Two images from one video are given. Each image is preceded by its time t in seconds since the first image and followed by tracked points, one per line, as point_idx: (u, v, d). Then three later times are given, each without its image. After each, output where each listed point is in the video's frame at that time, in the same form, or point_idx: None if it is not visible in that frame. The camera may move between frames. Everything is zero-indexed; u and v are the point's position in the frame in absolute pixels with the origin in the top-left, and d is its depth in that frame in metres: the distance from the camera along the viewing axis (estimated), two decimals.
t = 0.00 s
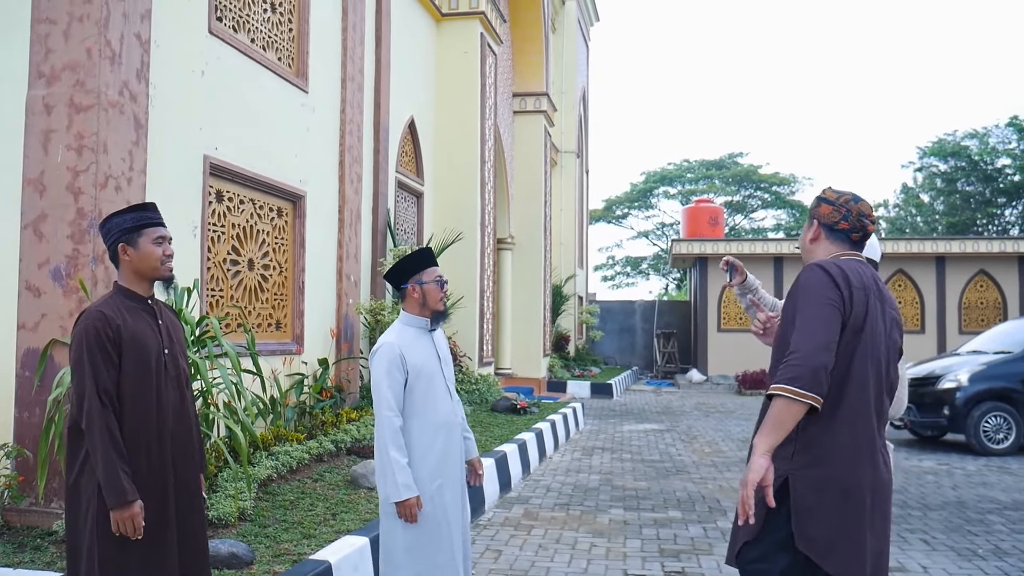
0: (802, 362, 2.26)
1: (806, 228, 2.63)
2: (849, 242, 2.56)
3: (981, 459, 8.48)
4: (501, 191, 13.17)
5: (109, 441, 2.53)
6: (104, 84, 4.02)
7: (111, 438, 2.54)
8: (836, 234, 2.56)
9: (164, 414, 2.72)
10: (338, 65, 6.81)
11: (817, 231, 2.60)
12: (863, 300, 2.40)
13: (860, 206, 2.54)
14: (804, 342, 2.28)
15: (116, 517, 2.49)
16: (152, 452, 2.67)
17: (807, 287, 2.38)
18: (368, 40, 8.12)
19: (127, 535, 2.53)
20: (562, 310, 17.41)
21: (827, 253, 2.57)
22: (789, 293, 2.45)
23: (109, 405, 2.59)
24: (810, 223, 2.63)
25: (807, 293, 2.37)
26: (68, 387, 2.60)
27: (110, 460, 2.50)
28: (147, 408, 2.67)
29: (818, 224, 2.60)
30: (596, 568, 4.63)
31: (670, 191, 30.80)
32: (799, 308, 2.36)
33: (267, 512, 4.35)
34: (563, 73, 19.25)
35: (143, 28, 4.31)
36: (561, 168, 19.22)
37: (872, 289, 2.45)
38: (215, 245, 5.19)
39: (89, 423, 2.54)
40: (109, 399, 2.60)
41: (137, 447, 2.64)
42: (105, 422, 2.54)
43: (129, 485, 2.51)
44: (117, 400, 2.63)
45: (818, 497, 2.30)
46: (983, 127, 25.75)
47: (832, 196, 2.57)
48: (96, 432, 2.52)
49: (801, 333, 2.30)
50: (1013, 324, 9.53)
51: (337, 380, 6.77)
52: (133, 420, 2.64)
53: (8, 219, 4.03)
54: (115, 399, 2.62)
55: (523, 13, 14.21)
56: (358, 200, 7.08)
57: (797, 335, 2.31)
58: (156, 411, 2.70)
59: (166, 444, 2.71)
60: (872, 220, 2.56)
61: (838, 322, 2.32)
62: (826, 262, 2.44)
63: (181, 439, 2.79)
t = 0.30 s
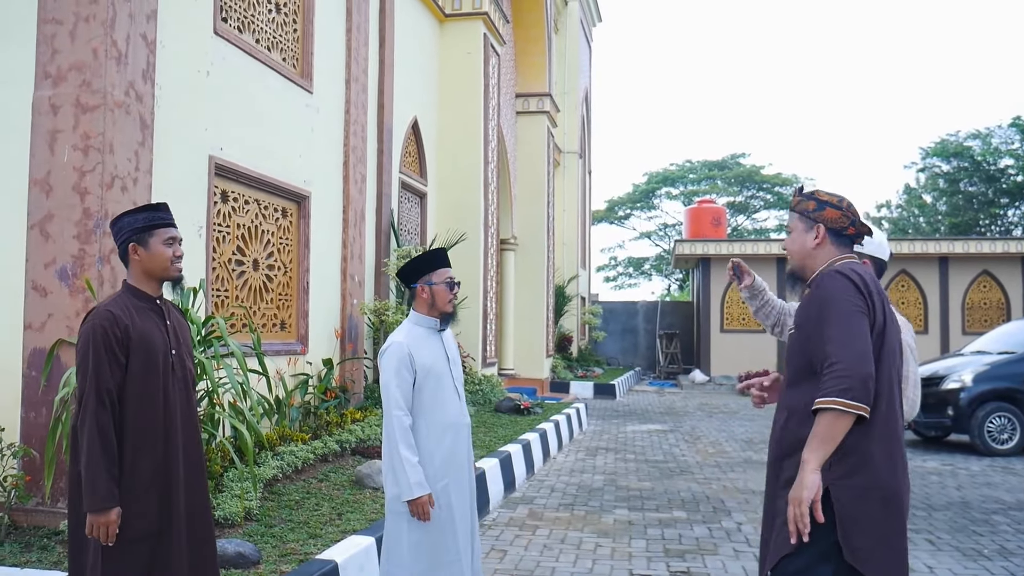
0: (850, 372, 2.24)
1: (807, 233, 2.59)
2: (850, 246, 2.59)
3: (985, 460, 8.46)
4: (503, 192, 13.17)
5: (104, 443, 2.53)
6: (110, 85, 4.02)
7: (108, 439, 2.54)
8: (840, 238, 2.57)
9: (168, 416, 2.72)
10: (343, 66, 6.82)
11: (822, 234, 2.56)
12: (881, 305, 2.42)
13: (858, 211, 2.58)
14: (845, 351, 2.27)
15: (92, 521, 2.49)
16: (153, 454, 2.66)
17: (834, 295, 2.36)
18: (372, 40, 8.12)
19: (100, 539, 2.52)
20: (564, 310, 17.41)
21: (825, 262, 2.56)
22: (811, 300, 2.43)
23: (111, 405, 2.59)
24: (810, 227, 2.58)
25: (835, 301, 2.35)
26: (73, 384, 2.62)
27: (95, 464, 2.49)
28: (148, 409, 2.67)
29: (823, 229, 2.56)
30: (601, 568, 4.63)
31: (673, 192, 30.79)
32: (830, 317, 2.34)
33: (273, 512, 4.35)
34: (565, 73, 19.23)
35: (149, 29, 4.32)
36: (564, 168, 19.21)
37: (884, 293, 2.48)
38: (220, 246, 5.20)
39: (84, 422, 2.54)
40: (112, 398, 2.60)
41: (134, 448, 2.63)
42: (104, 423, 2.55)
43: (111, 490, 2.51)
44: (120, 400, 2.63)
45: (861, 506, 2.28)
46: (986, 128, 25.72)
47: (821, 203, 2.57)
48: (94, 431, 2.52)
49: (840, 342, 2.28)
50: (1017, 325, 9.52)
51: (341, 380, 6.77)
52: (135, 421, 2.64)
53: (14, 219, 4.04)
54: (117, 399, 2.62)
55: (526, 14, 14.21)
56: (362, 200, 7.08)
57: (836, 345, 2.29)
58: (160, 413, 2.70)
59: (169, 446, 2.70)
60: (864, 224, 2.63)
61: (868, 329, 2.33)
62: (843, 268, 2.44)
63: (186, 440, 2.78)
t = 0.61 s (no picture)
0: (943, 394, 2.16)
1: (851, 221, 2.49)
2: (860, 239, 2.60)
3: (989, 460, 8.45)
4: (505, 193, 13.17)
5: (119, 442, 2.54)
6: (114, 86, 4.03)
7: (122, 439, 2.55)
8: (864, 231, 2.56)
9: (177, 417, 2.72)
10: (346, 68, 6.82)
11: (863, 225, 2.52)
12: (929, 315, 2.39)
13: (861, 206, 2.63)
14: (935, 369, 2.19)
15: (118, 520, 2.51)
16: (162, 455, 2.67)
17: (909, 304, 2.27)
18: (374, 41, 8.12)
19: (127, 538, 2.54)
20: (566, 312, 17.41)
21: (863, 253, 2.50)
22: (875, 303, 2.31)
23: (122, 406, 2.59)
24: (856, 216, 2.49)
25: (910, 311, 2.26)
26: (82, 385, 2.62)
27: (116, 463, 2.51)
28: (156, 411, 2.67)
29: (864, 220, 2.51)
30: (605, 569, 4.62)
31: (674, 193, 30.78)
32: (908, 327, 2.24)
33: (277, 512, 4.36)
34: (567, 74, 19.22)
35: (153, 30, 4.32)
36: (565, 170, 19.22)
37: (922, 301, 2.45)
38: (224, 247, 5.21)
39: (99, 423, 2.55)
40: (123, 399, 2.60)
41: (146, 449, 2.64)
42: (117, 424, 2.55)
43: (133, 488, 2.52)
44: (130, 400, 2.64)
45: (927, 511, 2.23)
46: (988, 128, 25.70)
47: (862, 194, 2.50)
48: (108, 432, 2.53)
49: (924, 356, 2.20)
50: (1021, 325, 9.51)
51: (345, 381, 6.77)
52: (145, 422, 2.64)
53: (19, 221, 4.05)
54: (128, 399, 2.63)
55: (527, 15, 14.21)
56: (365, 201, 7.08)
57: (920, 359, 2.20)
58: (169, 414, 2.70)
59: (178, 447, 2.71)
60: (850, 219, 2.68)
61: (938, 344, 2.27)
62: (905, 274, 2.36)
63: (192, 440, 2.78)
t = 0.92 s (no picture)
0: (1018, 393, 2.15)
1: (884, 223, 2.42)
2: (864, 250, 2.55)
3: (964, 461, 8.59)
4: (488, 196, 13.20)
5: (113, 444, 2.55)
6: (98, 89, 4.03)
7: (115, 441, 2.56)
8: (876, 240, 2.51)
9: (165, 419, 2.75)
10: (329, 71, 6.84)
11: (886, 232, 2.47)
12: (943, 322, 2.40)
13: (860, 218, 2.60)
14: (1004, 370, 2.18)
15: (119, 519, 2.53)
16: (151, 457, 2.68)
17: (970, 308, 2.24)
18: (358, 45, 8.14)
19: (129, 537, 2.56)
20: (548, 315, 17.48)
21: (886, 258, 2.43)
22: (937, 306, 2.23)
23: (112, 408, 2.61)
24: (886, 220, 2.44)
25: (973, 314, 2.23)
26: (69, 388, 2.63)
27: (113, 463, 2.53)
28: (145, 413, 2.69)
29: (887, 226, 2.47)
30: (586, 569, 4.67)
31: (656, 196, 30.94)
32: (977, 329, 2.20)
33: (260, 515, 4.37)
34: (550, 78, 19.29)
35: (137, 34, 4.33)
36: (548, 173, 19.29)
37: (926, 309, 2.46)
38: (207, 250, 5.21)
39: (91, 425, 2.56)
40: (111, 402, 2.62)
41: (135, 451, 2.65)
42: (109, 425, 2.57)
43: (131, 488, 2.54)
44: (119, 402, 2.65)
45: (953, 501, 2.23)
46: (964, 133, 26.07)
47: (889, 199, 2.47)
48: (99, 433, 2.54)
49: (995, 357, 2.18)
50: (996, 328, 9.65)
51: (327, 385, 6.78)
52: (134, 424, 2.66)
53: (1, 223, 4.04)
54: (117, 401, 2.64)
55: (510, 19, 14.25)
56: (348, 205, 7.10)
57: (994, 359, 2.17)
58: (157, 416, 2.72)
59: (166, 448, 2.73)
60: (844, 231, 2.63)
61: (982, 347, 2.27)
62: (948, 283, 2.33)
63: (180, 442, 2.80)
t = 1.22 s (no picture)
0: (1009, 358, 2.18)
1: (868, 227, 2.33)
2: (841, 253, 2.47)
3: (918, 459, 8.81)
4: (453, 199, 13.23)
5: (65, 446, 2.55)
6: (59, 90, 4.01)
7: (68, 444, 2.56)
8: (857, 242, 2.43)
9: (125, 422, 2.74)
10: (294, 73, 6.84)
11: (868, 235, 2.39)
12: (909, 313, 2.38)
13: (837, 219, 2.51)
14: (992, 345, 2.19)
15: (62, 524, 2.52)
16: (108, 460, 2.68)
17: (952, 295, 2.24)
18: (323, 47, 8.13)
19: (71, 543, 2.56)
20: (513, 318, 17.54)
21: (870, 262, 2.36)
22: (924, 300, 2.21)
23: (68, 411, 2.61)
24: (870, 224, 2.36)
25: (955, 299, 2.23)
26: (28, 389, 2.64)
27: (62, 467, 2.52)
28: (103, 416, 2.69)
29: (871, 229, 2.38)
30: (549, 569, 4.74)
31: (621, 200, 31.18)
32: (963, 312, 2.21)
33: (223, 518, 4.37)
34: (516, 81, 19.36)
35: (100, 35, 4.31)
36: (513, 176, 19.36)
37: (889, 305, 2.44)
38: (170, 253, 5.19)
39: (45, 428, 2.57)
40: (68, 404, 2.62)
41: (91, 454, 2.65)
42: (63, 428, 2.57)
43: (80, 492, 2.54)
44: (76, 405, 2.66)
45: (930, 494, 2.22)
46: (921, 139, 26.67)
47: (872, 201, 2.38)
48: (52, 436, 2.55)
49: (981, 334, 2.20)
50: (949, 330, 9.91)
51: (291, 387, 6.77)
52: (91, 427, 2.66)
53: None
54: (75, 404, 2.65)
55: (476, 22, 14.28)
56: (312, 207, 7.10)
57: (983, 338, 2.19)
58: (116, 419, 2.72)
59: (125, 452, 2.73)
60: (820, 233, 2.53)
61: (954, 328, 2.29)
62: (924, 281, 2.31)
63: (140, 446, 2.80)
